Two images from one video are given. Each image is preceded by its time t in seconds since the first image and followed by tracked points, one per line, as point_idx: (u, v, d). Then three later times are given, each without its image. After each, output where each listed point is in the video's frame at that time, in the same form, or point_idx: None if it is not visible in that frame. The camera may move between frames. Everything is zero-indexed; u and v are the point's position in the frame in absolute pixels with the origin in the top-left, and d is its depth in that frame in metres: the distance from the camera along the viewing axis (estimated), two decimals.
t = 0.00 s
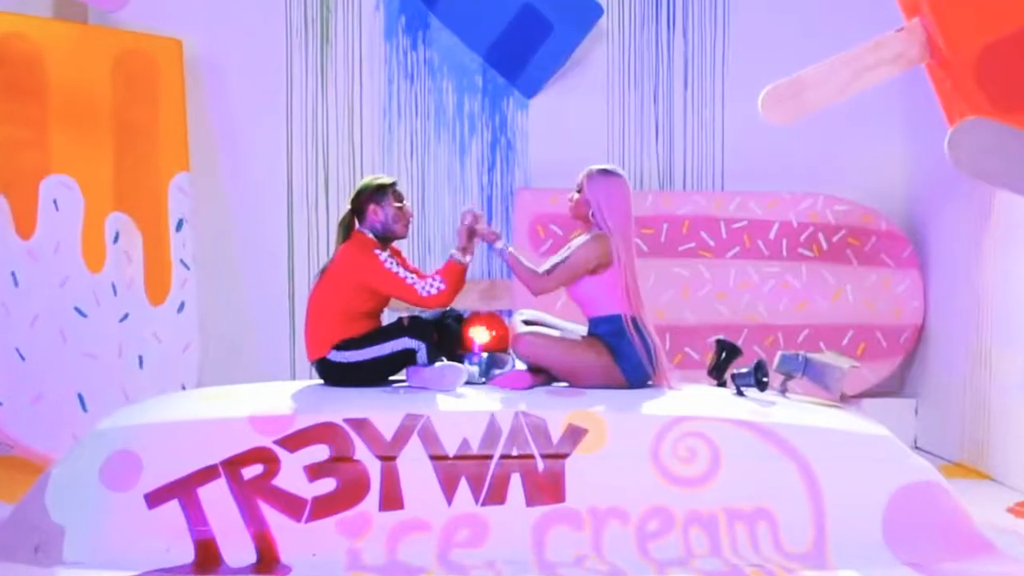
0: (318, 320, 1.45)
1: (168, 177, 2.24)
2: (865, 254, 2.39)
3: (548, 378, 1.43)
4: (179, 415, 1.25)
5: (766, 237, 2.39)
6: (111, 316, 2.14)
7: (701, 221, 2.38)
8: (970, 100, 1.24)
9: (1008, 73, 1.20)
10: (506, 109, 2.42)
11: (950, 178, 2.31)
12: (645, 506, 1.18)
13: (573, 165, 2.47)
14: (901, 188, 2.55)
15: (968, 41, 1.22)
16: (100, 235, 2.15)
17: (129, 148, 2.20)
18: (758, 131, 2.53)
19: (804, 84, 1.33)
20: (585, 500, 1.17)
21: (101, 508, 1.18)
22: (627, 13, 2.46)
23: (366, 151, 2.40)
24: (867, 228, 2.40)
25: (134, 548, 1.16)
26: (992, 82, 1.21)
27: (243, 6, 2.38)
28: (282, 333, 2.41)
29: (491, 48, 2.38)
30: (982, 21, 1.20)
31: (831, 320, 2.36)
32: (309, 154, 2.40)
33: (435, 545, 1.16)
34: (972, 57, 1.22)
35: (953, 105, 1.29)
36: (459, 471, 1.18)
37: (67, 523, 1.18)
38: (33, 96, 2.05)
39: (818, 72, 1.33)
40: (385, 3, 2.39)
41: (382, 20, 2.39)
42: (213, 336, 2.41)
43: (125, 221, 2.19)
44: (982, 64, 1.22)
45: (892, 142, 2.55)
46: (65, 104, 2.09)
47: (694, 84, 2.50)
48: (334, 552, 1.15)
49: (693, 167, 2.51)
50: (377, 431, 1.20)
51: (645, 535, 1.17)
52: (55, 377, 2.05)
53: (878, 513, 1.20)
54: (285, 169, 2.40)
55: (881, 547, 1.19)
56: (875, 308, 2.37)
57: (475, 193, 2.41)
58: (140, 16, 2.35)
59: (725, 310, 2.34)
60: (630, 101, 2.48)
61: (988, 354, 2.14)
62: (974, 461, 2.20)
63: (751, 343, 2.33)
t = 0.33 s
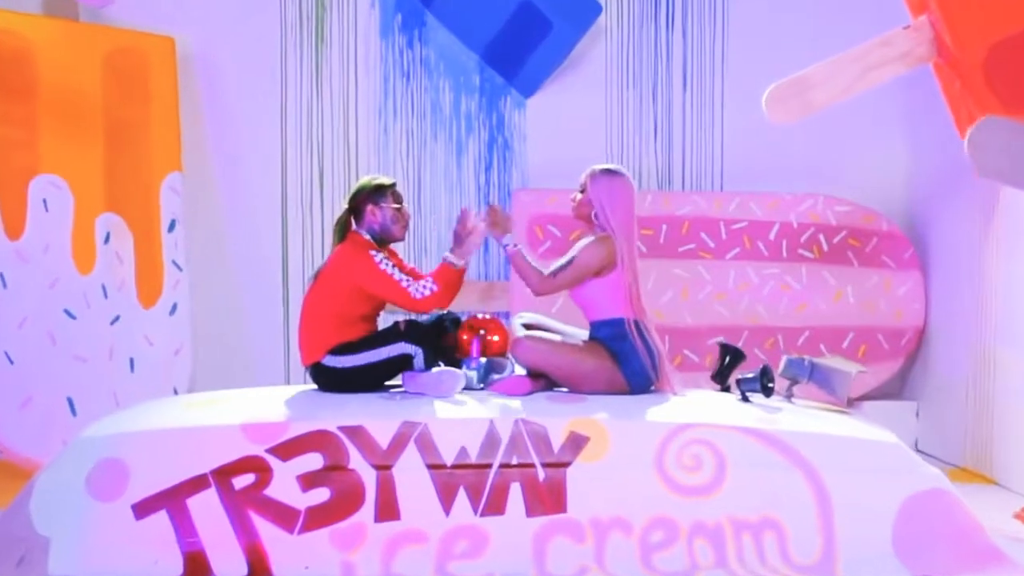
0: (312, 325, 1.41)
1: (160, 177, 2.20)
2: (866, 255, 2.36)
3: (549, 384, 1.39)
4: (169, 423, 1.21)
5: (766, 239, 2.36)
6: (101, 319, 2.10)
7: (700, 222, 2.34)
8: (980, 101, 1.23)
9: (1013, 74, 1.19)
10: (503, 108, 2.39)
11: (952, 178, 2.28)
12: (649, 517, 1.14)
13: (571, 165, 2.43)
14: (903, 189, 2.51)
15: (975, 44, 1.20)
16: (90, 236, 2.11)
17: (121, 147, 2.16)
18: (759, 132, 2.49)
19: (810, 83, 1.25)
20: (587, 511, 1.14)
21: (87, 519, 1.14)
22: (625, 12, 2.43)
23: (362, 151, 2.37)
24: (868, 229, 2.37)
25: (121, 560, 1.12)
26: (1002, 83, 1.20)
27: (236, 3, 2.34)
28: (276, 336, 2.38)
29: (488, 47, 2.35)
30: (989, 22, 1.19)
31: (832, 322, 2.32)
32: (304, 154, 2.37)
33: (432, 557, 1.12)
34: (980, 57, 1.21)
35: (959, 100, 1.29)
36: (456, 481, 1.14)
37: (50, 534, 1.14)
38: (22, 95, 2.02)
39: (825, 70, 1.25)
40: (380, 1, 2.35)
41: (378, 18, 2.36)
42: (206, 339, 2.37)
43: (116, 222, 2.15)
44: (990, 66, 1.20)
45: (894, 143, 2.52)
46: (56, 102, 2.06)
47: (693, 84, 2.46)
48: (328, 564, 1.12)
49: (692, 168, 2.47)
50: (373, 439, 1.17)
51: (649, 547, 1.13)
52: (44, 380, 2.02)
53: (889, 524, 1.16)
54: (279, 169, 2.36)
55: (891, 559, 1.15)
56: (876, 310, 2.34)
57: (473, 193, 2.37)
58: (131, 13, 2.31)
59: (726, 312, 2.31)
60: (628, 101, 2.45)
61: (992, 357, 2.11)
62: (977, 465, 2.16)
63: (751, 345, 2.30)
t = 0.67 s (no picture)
0: (309, 327, 1.38)
1: (158, 176, 2.18)
2: (868, 255, 2.33)
3: (552, 388, 1.36)
4: (163, 428, 1.18)
5: (767, 239, 2.33)
6: (98, 320, 2.08)
7: (702, 222, 2.32)
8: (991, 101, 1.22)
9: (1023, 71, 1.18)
10: (502, 108, 2.36)
11: (955, 178, 2.26)
12: (656, 524, 1.11)
13: (572, 165, 2.41)
14: (905, 189, 2.49)
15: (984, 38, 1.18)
16: (87, 236, 2.08)
17: (117, 146, 2.13)
18: (761, 131, 2.47)
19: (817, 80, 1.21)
20: (591, 518, 1.11)
21: (79, 527, 1.11)
22: (626, 10, 2.40)
23: (361, 151, 2.34)
24: (870, 229, 2.34)
25: (113, 570, 1.09)
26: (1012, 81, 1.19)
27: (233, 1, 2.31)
28: (273, 337, 2.35)
29: (488, 46, 2.32)
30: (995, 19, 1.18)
31: (834, 322, 2.30)
32: (303, 155, 2.34)
33: (433, 567, 1.09)
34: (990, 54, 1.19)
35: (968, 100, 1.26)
36: (458, 488, 1.11)
37: (41, 543, 1.11)
38: (18, 93, 1.98)
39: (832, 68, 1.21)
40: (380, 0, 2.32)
41: (377, 17, 2.33)
42: (203, 340, 2.34)
43: (113, 222, 2.13)
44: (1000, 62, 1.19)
45: (896, 142, 2.49)
46: (51, 101, 2.03)
47: (693, 83, 2.44)
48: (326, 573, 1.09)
49: (693, 167, 2.44)
50: (372, 445, 1.14)
51: (655, 555, 1.10)
52: (41, 383, 1.98)
53: (902, 531, 1.13)
54: (278, 169, 2.33)
55: (903, 567, 1.12)
56: (878, 311, 2.31)
57: (472, 194, 2.35)
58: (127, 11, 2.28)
59: (727, 313, 2.28)
60: (629, 100, 2.42)
61: (997, 357, 2.08)
62: (981, 466, 2.14)
63: (752, 346, 2.27)
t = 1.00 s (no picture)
0: (305, 326, 1.36)
1: (156, 175, 2.14)
2: (867, 254, 2.31)
3: (552, 390, 1.34)
4: (155, 431, 1.16)
5: (767, 238, 2.30)
6: (95, 321, 2.05)
7: (701, 221, 2.29)
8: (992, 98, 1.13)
9: None
10: (502, 107, 2.33)
11: (955, 177, 2.23)
12: (659, 530, 1.08)
13: (571, 165, 2.38)
14: (906, 188, 2.47)
15: (993, 32, 1.10)
16: (84, 236, 2.05)
17: (116, 146, 2.10)
18: (762, 130, 2.44)
19: (820, 77, 1.15)
20: (593, 524, 1.08)
21: (71, 532, 1.09)
22: (624, 9, 2.37)
23: (360, 151, 2.31)
24: (869, 229, 2.32)
25: None
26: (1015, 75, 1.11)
27: None
28: (269, 338, 2.32)
29: (487, 45, 2.29)
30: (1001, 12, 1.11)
31: (834, 321, 2.27)
32: (302, 155, 2.31)
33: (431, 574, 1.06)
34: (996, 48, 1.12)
35: (965, 102, 1.20)
36: (457, 492, 1.09)
37: (30, 550, 1.08)
38: (15, 93, 1.97)
39: (836, 64, 1.15)
40: None
41: (376, 16, 2.30)
42: (199, 341, 2.31)
43: (111, 222, 2.10)
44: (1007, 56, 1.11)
45: (897, 142, 2.47)
46: (49, 100, 2.01)
47: (693, 82, 2.41)
48: None
49: (692, 166, 2.42)
50: (369, 449, 1.11)
51: (659, 562, 1.08)
52: (37, 384, 1.96)
53: (911, 537, 1.11)
54: (277, 170, 2.31)
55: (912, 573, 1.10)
56: (877, 310, 2.29)
57: (471, 193, 2.32)
58: (125, 9, 2.25)
59: (726, 312, 2.26)
60: (627, 100, 2.40)
61: (998, 358, 2.06)
62: (982, 467, 2.11)
63: (752, 345, 2.25)
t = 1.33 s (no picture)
0: (300, 330, 1.33)
1: (155, 174, 2.12)
2: (864, 254, 2.29)
3: (551, 392, 1.32)
4: (145, 435, 1.13)
5: (764, 237, 2.28)
6: (92, 321, 2.02)
7: (699, 220, 2.27)
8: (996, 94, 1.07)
9: None
10: (499, 107, 2.31)
11: (952, 175, 2.21)
12: (661, 536, 1.06)
13: (568, 165, 2.36)
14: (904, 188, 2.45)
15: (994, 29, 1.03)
16: (81, 236, 2.02)
17: (114, 145, 2.07)
18: (760, 129, 2.42)
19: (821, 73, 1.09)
20: (593, 530, 1.06)
21: (62, 537, 1.06)
22: (622, 9, 2.35)
23: (359, 151, 2.28)
24: (866, 228, 2.30)
25: None
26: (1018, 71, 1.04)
27: None
28: (263, 338, 2.30)
29: (486, 45, 2.27)
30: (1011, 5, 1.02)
31: (831, 320, 2.26)
32: (300, 156, 2.28)
33: None
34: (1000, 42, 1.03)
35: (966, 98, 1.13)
36: (453, 497, 1.07)
37: (18, 556, 1.05)
38: (14, 92, 1.93)
39: (838, 60, 1.09)
40: None
41: (375, 16, 2.27)
42: (195, 342, 2.28)
43: (109, 222, 2.07)
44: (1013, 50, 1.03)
45: (895, 142, 2.45)
46: (46, 99, 1.97)
47: (691, 81, 2.39)
48: None
49: (691, 166, 2.40)
50: (363, 453, 1.09)
51: (660, 567, 1.05)
52: (34, 385, 1.93)
53: (917, 542, 1.09)
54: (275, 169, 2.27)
55: None
56: (874, 309, 2.27)
57: (468, 193, 2.30)
58: (123, 8, 2.23)
59: (724, 312, 2.24)
60: (624, 99, 2.37)
61: (996, 357, 2.04)
62: (979, 466, 2.10)
63: (749, 344, 2.23)
